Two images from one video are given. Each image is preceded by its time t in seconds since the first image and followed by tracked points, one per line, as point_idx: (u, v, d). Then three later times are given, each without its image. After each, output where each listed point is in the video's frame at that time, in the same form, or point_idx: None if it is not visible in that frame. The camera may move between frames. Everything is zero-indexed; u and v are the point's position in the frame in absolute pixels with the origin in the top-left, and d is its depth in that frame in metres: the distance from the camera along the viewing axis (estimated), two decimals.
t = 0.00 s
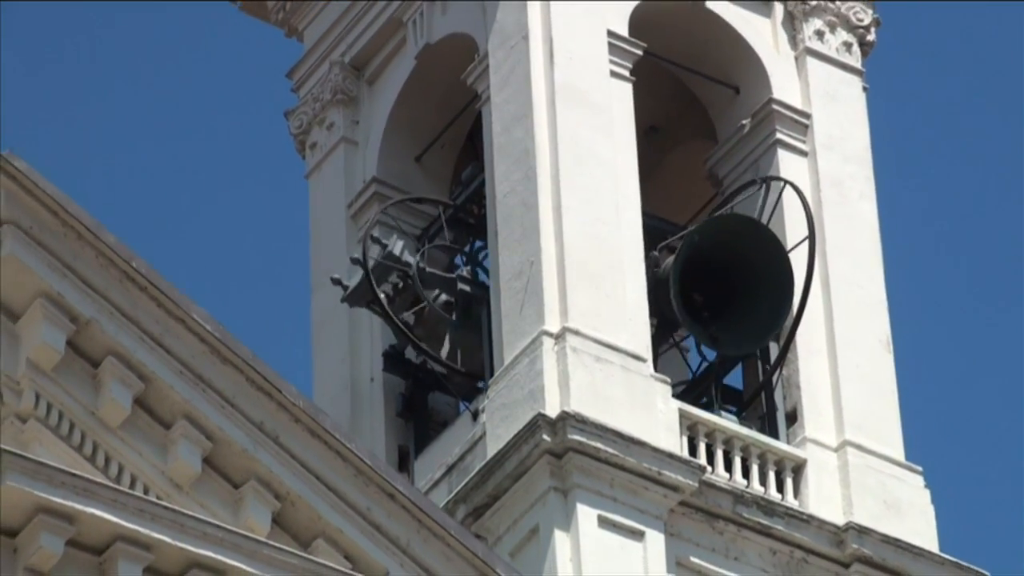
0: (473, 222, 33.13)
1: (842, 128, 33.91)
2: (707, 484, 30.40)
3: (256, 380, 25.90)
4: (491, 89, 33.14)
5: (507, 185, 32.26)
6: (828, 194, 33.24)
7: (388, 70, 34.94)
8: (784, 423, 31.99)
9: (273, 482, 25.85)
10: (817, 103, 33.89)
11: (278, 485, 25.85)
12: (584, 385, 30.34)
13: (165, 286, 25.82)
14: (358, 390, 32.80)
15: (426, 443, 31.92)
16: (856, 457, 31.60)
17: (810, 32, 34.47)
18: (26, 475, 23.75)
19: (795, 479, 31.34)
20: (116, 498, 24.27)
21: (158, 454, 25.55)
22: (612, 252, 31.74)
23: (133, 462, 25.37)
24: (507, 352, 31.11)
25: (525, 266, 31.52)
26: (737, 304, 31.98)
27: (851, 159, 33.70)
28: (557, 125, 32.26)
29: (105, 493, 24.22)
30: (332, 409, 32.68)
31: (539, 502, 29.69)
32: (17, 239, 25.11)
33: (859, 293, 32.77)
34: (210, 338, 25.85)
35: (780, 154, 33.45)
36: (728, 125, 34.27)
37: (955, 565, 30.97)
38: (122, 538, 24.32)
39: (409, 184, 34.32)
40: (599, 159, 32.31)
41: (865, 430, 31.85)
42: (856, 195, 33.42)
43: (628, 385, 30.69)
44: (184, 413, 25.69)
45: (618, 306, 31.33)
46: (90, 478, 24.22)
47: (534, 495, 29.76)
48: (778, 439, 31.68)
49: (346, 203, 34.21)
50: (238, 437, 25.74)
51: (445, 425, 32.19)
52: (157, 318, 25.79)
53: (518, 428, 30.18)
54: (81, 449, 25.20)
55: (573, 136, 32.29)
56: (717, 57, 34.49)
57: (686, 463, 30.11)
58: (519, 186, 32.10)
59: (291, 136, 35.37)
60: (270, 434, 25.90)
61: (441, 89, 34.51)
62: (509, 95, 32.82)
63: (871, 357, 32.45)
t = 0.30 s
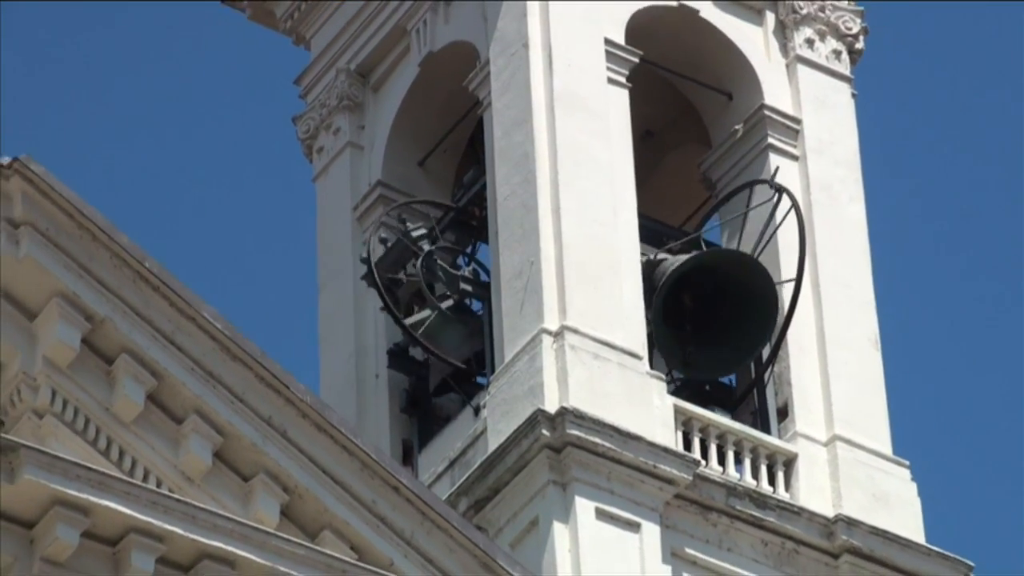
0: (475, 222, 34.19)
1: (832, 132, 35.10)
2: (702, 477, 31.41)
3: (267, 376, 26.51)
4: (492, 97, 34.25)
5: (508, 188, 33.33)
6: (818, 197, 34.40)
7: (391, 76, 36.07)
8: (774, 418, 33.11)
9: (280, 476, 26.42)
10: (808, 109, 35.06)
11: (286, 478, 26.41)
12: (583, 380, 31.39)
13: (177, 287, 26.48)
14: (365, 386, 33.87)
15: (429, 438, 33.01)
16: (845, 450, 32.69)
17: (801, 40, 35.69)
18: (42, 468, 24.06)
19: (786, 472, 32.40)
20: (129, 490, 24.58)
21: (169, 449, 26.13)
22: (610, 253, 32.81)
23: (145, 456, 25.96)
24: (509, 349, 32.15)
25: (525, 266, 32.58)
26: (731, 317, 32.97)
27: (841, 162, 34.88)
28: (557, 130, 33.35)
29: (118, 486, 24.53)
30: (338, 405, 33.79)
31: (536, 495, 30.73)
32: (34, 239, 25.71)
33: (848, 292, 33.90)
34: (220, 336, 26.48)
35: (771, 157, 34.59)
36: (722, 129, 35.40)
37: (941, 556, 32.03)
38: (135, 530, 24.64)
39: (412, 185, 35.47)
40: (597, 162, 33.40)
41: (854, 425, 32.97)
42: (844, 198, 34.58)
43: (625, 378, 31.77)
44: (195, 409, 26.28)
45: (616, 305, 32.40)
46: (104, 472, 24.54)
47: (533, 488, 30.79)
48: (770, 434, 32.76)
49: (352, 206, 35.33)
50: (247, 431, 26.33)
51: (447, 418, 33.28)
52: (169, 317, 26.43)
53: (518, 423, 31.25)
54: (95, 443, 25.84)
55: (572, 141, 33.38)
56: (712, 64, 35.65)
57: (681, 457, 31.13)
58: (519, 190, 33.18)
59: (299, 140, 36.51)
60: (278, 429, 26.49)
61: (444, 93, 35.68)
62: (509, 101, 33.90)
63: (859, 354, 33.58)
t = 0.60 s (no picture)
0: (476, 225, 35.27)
1: (821, 138, 36.32)
2: (695, 471, 32.46)
3: (274, 375, 27.58)
4: (492, 103, 35.36)
5: (508, 192, 34.41)
6: (807, 201, 35.60)
7: (396, 84, 37.17)
8: (766, 413, 34.15)
9: (287, 470, 27.46)
10: (799, 115, 36.32)
11: (293, 473, 27.47)
12: (581, 378, 32.48)
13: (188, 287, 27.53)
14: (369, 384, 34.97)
15: (432, 433, 34.10)
16: (834, 445, 33.82)
17: (791, 49, 36.91)
18: (57, 463, 25.14)
19: (777, 466, 33.48)
20: (141, 484, 25.64)
21: (180, 444, 27.17)
22: (607, 254, 33.91)
23: (157, 450, 26.98)
24: (509, 346, 33.19)
25: (524, 267, 33.64)
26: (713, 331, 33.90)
27: (829, 167, 36.10)
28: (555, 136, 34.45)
29: (131, 480, 25.59)
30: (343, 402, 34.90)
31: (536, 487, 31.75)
32: (49, 241, 26.71)
33: (837, 292, 35.06)
34: (229, 335, 27.53)
35: (762, 162, 35.80)
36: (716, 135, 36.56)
37: (926, 547, 33.13)
38: (147, 521, 25.68)
39: (415, 189, 36.58)
40: (595, 166, 34.50)
41: (842, 421, 34.10)
42: (832, 201, 35.78)
43: (621, 375, 32.85)
44: (205, 406, 27.32)
45: (613, 304, 33.48)
46: (116, 467, 25.61)
47: (533, 481, 31.81)
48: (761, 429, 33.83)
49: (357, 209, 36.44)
50: (254, 427, 27.38)
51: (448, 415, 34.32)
52: (180, 316, 27.46)
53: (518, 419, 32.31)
54: (109, 438, 26.84)
55: (570, 146, 34.48)
56: (705, 72, 36.81)
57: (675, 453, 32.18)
58: (519, 193, 34.26)
59: (306, 146, 37.61)
60: (284, 425, 27.55)
61: (445, 99, 36.81)
62: (509, 108, 34.99)
63: (847, 352, 34.73)
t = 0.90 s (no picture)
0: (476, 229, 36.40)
1: (812, 144, 37.53)
2: (689, 467, 33.57)
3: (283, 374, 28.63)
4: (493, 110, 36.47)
5: (509, 197, 35.52)
6: (798, 205, 36.80)
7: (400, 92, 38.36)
8: (759, 410, 35.31)
9: (295, 466, 28.54)
10: (790, 122, 37.53)
11: (301, 468, 28.55)
12: (580, 377, 33.59)
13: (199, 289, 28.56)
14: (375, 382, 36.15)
15: (434, 430, 35.23)
16: (824, 442, 34.95)
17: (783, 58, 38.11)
18: (71, 458, 26.21)
19: (768, 462, 34.62)
20: (153, 479, 26.74)
21: (192, 440, 28.18)
22: (604, 257, 35.02)
23: (170, 448, 28.01)
24: (510, 346, 34.32)
25: (524, 269, 34.75)
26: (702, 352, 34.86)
27: (819, 172, 37.31)
28: (555, 142, 35.57)
29: (143, 475, 26.68)
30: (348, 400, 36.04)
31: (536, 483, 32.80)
32: (64, 244, 27.87)
33: (827, 292, 36.23)
34: (239, 335, 28.56)
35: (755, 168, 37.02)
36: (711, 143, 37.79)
37: (912, 540, 34.29)
38: (160, 516, 26.78)
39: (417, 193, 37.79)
40: (593, 172, 35.63)
41: (832, 417, 35.24)
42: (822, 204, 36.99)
43: (618, 374, 33.98)
44: (216, 404, 28.35)
45: (610, 305, 34.61)
46: (129, 462, 26.70)
47: (533, 477, 32.87)
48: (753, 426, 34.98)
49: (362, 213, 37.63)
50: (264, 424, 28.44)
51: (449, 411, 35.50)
52: (191, 317, 28.49)
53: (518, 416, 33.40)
54: (122, 435, 27.81)
55: (568, 152, 35.59)
56: (700, 81, 38.05)
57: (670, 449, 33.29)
58: (519, 198, 35.38)
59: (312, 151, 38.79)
60: (292, 422, 28.63)
61: (448, 106, 37.97)
62: (509, 115, 36.11)
63: (836, 351, 35.88)
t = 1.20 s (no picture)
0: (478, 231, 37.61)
1: (803, 149, 38.73)
2: (685, 462, 34.73)
3: (291, 372, 29.76)
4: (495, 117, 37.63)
5: (510, 200, 36.69)
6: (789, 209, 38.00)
7: (404, 99, 39.54)
8: (751, 406, 36.47)
9: (303, 461, 29.66)
10: (781, 128, 38.72)
11: (309, 463, 29.67)
12: (578, 374, 34.75)
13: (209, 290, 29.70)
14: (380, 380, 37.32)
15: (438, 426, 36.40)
16: (815, 437, 36.12)
17: (774, 66, 39.33)
18: (86, 453, 27.33)
19: (761, 457, 35.75)
20: (166, 473, 27.88)
21: (204, 437, 29.32)
22: (602, 258, 36.19)
23: (182, 443, 29.15)
24: (511, 345, 35.49)
25: (524, 271, 35.91)
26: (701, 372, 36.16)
27: (810, 177, 38.49)
28: (554, 148, 36.73)
29: (156, 469, 27.83)
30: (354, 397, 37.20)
31: (537, 477, 33.98)
32: (80, 247, 29.01)
33: (817, 293, 37.42)
34: (248, 334, 29.71)
35: (748, 172, 38.21)
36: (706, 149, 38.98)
37: (900, 532, 35.47)
38: (172, 508, 27.92)
39: (421, 198, 39.02)
40: (591, 177, 36.81)
41: (822, 414, 36.42)
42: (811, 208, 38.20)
43: (616, 372, 35.14)
44: (226, 401, 29.47)
45: (607, 305, 35.77)
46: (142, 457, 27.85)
47: (533, 471, 34.06)
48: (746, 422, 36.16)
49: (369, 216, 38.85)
50: (272, 420, 29.58)
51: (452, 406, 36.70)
52: (203, 317, 29.62)
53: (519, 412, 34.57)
54: (136, 430, 28.99)
55: (567, 157, 36.76)
56: (696, 88, 39.26)
57: (666, 445, 34.42)
58: (519, 201, 36.55)
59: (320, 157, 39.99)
60: (300, 418, 29.74)
61: (450, 113, 39.18)
62: (510, 122, 37.27)
63: (826, 350, 37.06)
